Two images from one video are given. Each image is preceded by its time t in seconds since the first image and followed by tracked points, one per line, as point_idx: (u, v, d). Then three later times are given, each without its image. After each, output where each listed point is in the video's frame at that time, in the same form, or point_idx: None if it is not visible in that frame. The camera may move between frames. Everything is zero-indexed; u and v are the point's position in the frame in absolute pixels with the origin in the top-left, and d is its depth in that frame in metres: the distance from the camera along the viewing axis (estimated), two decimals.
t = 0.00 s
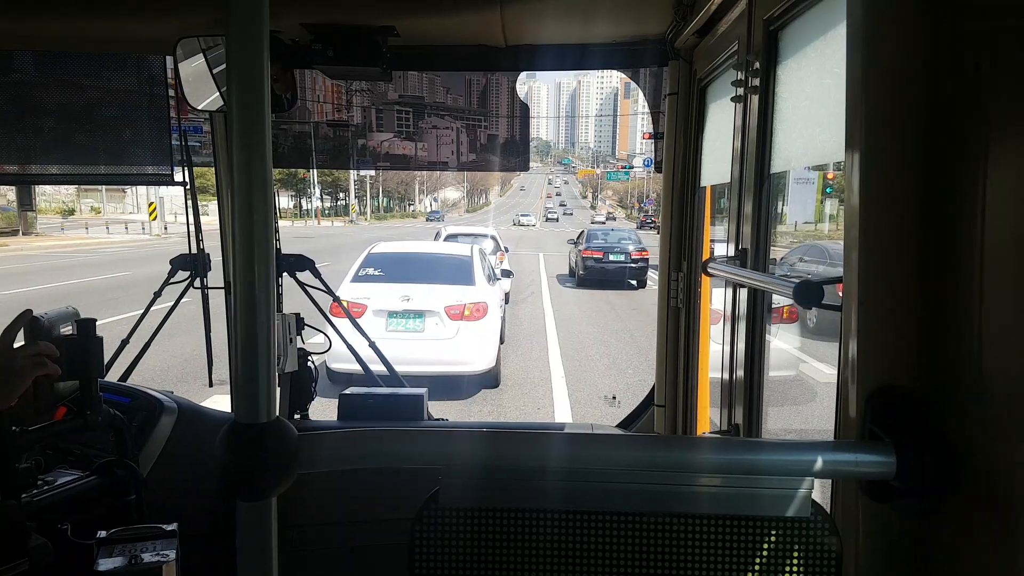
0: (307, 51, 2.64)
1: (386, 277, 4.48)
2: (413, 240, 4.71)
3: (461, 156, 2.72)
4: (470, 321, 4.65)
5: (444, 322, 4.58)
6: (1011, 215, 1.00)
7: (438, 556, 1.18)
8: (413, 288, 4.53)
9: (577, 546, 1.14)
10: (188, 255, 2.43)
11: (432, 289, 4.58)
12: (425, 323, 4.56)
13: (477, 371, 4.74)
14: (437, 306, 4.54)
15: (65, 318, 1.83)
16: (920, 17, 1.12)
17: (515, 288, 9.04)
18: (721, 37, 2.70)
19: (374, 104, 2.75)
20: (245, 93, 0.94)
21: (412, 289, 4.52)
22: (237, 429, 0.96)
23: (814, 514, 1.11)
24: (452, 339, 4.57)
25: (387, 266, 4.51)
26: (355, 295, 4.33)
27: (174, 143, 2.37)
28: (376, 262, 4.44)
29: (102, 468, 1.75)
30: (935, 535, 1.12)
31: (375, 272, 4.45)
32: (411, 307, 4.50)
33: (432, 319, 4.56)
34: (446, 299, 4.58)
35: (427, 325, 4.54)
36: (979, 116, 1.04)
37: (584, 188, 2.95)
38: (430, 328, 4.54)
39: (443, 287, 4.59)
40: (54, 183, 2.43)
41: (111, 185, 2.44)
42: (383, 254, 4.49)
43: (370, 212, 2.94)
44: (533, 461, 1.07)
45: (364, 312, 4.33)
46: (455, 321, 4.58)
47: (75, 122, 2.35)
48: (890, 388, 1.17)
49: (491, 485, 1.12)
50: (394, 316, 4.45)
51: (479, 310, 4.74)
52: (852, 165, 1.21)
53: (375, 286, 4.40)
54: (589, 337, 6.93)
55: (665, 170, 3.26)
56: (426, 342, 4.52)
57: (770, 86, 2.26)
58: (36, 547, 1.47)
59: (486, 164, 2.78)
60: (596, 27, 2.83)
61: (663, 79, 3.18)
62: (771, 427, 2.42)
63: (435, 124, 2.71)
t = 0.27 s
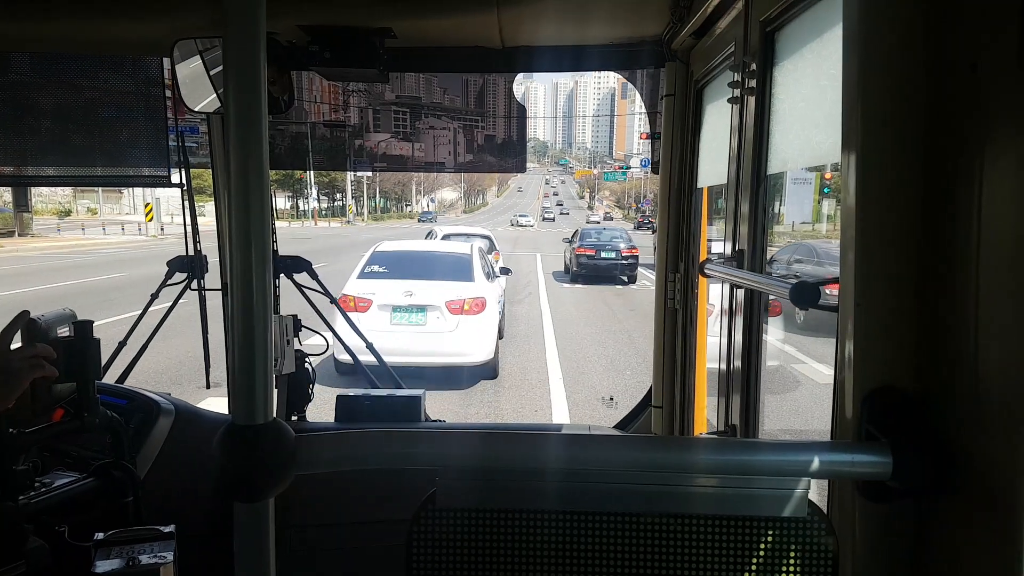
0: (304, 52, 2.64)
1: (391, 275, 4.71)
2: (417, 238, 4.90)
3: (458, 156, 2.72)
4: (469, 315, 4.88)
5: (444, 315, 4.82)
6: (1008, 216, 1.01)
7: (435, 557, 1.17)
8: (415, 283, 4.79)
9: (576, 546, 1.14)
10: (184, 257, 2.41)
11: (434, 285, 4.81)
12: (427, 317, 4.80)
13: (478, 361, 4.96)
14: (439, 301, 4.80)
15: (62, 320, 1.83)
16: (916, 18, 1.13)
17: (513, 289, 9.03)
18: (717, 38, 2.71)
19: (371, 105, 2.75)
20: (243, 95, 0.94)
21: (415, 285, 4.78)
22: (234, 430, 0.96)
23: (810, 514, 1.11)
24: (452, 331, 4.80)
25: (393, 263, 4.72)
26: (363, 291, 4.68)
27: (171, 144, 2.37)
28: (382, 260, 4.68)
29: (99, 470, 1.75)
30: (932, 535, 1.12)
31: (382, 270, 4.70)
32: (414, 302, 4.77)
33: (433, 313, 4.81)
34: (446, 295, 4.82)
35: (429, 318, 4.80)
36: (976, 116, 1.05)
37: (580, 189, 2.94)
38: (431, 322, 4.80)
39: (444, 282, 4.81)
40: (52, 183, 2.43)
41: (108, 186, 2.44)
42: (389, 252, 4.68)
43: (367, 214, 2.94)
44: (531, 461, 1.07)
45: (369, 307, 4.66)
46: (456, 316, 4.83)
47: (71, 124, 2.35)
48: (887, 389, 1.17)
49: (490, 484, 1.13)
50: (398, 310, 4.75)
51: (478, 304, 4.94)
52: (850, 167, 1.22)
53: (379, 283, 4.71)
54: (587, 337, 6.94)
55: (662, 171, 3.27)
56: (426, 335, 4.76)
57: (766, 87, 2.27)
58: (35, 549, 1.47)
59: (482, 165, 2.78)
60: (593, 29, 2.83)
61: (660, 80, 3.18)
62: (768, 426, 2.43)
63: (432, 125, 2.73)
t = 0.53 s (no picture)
0: (298, 52, 2.61)
1: (394, 273, 4.79)
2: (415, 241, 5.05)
3: (455, 157, 2.76)
4: (469, 311, 4.93)
5: (445, 312, 4.84)
6: (1000, 212, 1.01)
7: (436, 555, 1.17)
8: (417, 281, 4.84)
9: (575, 542, 1.15)
10: (182, 260, 2.42)
11: (437, 281, 4.88)
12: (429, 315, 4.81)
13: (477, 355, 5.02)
14: (440, 298, 4.84)
15: (60, 322, 1.83)
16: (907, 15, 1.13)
17: (509, 289, 9.01)
18: (712, 35, 2.71)
19: (366, 106, 2.76)
20: (239, 101, 0.95)
21: (417, 282, 4.83)
22: (233, 431, 0.97)
23: (807, 509, 1.12)
24: (452, 328, 4.83)
25: (396, 263, 4.83)
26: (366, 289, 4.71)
27: (166, 147, 2.39)
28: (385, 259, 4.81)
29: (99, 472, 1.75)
30: (928, 529, 1.13)
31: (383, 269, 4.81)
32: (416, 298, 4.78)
33: (435, 310, 4.83)
34: (447, 291, 4.87)
35: (431, 315, 4.81)
36: (967, 114, 1.06)
37: (576, 188, 3.13)
38: (433, 318, 4.81)
39: (443, 280, 4.90)
40: (46, 187, 2.38)
41: (100, 189, 2.42)
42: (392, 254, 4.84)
43: (363, 216, 2.94)
44: (529, 459, 1.08)
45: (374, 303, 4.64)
46: (456, 312, 4.87)
47: (66, 126, 2.35)
48: (882, 385, 1.18)
49: (489, 481, 1.14)
50: (400, 306, 4.71)
51: (478, 300, 5.03)
52: (843, 163, 1.22)
53: (383, 281, 4.76)
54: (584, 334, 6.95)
55: (658, 168, 3.27)
56: (428, 330, 4.76)
57: (761, 83, 2.27)
58: (35, 551, 1.47)
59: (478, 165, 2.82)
60: (587, 26, 2.83)
61: (655, 78, 3.16)
62: (766, 421, 2.44)
63: (427, 125, 2.71)
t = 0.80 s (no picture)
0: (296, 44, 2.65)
1: (398, 265, 4.79)
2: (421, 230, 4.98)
3: (453, 152, 2.76)
4: (469, 303, 4.93)
5: (445, 304, 4.88)
6: (993, 208, 1.02)
7: (430, 547, 1.18)
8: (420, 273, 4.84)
9: (570, 534, 1.16)
10: (179, 251, 2.42)
11: (439, 273, 4.86)
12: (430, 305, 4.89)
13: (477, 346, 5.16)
14: (441, 290, 4.84)
15: (58, 313, 1.83)
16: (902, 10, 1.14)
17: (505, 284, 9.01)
18: (710, 31, 2.72)
19: (365, 100, 2.75)
20: (237, 93, 0.95)
21: (419, 275, 4.84)
22: (230, 421, 0.98)
23: (799, 501, 1.13)
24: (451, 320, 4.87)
25: (399, 255, 4.81)
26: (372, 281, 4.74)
27: (165, 140, 2.39)
28: (390, 252, 4.79)
29: (95, 462, 1.74)
30: (917, 520, 1.14)
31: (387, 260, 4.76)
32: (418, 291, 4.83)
33: (436, 301, 4.88)
34: (448, 283, 4.86)
35: (431, 306, 4.88)
36: (959, 112, 1.06)
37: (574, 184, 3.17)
38: (433, 309, 4.87)
39: (445, 271, 4.87)
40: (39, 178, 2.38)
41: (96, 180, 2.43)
42: (396, 247, 4.83)
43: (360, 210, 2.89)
44: (524, 450, 1.09)
45: (377, 296, 4.71)
46: (457, 304, 4.88)
47: (61, 118, 2.33)
48: (874, 379, 1.19)
49: (484, 473, 1.14)
50: (404, 298, 4.79)
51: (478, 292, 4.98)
52: (836, 158, 1.22)
53: (387, 274, 4.78)
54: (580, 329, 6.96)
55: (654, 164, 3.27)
56: (428, 322, 4.85)
57: (758, 79, 2.28)
58: (30, 541, 1.48)
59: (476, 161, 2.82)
60: (586, 20, 2.83)
61: (653, 73, 3.18)
62: (760, 416, 2.45)
63: (426, 121, 2.72)
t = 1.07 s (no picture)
0: (290, 40, 2.63)
1: (399, 262, 4.86)
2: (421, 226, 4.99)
3: (448, 149, 2.72)
4: (467, 297, 5.02)
5: (445, 298, 4.98)
6: (985, 210, 1.03)
7: (425, 543, 1.18)
8: (419, 269, 4.90)
9: (565, 532, 1.16)
10: (172, 248, 2.43)
11: (438, 268, 4.93)
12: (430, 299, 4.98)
13: (477, 339, 5.20)
14: (440, 285, 4.93)
15: (49, 309, 1.81)
16: (895, 12, 1.14)
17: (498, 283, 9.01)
18: (705, 31, 2.72)
19: (360, 96, 2.71)
20: (232, 89, 0.94)
21: (419, 271, 4.90)
22: (224, 420, 0.98)
23: (793, 500, 1.13)
24: (451, 313, 5.00)
25: (401, 252, 4.86)
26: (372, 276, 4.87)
27: (157, 135, 2.38)
28: (391, 248, 4.84)
29: (85, 460, 1.74)
30: (910, 518, 1.15)
31: (388, 257, 4.84)
32: (418, 286, 4.91)
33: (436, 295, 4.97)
34: (447, 278, 4.93)
35: (430, 300, 4.97)
36: (952, 114, 1.07)
37: (570, 183, 3.07)
38: (433, 303, 4.98)
39: (444, 268, 4.91)
40: (27, 174, 2.39)
41: (88, 175, 2.42)
42: (398, 242, 4.84)
43: (354, 207, 2.93)
44: (520, 447, 1.10)
45: (377, 292, 4.84)
46: (455, 299, 4.98)
47: (54, 114, 2.31)
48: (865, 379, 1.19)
49: (478, 470, 1.14)
50: (404, 293, 4.91)
51: (475, 286, 5.06)
52: (830, 158, 1.22)
53: (388, 269, 4.88)
54: (573, 328, 6.97)
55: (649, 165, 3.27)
56: (427, 316, 4.96)
57: (753, 80, 2.29)
58: (20, 540, 1.46)
59: (472, 158, 2.79)
60: (581, 19, 2.83)
61: (649, 72, 3.18)
62: (753, 415, 2.47)
63: (421, 118, 2.69)
